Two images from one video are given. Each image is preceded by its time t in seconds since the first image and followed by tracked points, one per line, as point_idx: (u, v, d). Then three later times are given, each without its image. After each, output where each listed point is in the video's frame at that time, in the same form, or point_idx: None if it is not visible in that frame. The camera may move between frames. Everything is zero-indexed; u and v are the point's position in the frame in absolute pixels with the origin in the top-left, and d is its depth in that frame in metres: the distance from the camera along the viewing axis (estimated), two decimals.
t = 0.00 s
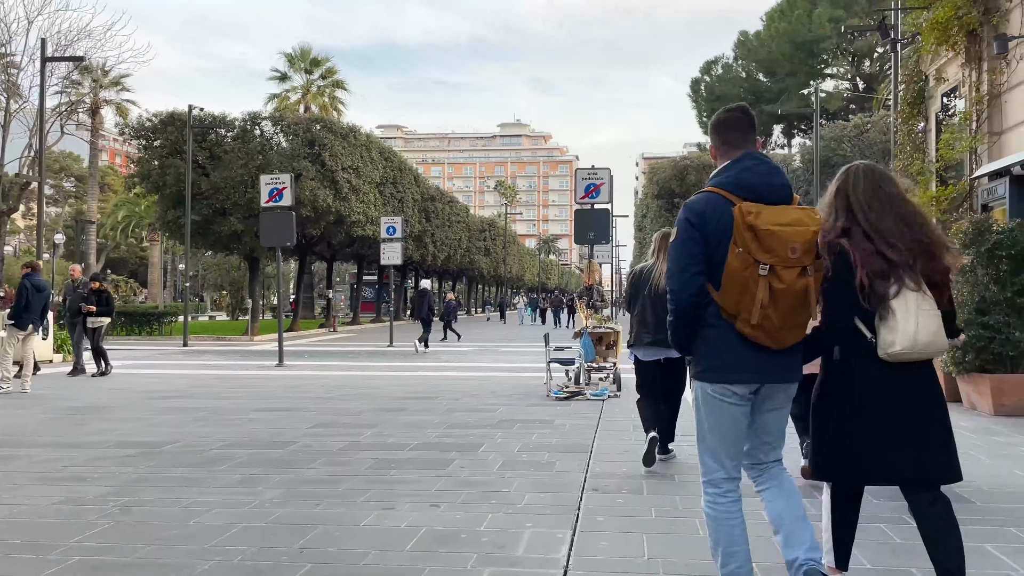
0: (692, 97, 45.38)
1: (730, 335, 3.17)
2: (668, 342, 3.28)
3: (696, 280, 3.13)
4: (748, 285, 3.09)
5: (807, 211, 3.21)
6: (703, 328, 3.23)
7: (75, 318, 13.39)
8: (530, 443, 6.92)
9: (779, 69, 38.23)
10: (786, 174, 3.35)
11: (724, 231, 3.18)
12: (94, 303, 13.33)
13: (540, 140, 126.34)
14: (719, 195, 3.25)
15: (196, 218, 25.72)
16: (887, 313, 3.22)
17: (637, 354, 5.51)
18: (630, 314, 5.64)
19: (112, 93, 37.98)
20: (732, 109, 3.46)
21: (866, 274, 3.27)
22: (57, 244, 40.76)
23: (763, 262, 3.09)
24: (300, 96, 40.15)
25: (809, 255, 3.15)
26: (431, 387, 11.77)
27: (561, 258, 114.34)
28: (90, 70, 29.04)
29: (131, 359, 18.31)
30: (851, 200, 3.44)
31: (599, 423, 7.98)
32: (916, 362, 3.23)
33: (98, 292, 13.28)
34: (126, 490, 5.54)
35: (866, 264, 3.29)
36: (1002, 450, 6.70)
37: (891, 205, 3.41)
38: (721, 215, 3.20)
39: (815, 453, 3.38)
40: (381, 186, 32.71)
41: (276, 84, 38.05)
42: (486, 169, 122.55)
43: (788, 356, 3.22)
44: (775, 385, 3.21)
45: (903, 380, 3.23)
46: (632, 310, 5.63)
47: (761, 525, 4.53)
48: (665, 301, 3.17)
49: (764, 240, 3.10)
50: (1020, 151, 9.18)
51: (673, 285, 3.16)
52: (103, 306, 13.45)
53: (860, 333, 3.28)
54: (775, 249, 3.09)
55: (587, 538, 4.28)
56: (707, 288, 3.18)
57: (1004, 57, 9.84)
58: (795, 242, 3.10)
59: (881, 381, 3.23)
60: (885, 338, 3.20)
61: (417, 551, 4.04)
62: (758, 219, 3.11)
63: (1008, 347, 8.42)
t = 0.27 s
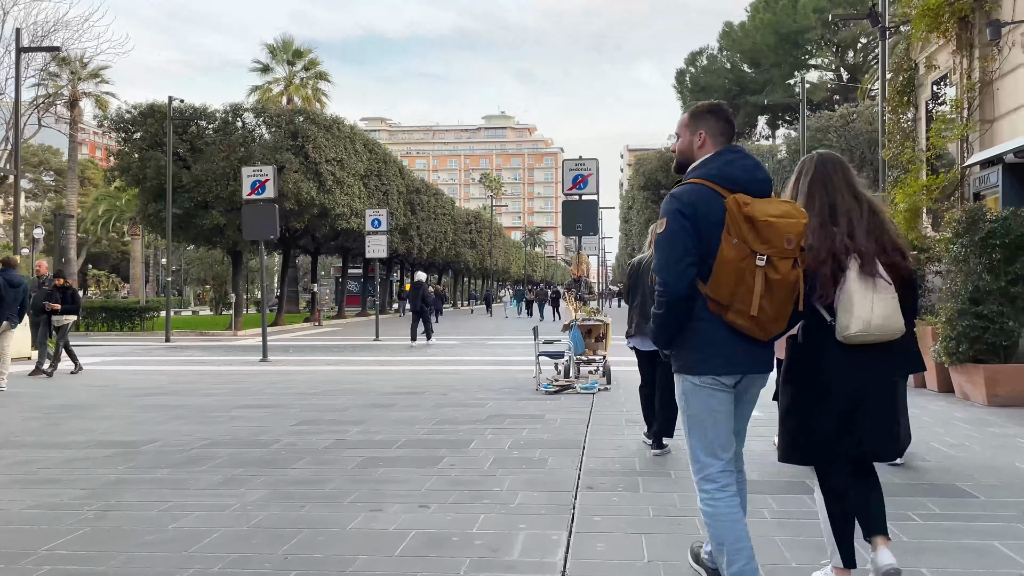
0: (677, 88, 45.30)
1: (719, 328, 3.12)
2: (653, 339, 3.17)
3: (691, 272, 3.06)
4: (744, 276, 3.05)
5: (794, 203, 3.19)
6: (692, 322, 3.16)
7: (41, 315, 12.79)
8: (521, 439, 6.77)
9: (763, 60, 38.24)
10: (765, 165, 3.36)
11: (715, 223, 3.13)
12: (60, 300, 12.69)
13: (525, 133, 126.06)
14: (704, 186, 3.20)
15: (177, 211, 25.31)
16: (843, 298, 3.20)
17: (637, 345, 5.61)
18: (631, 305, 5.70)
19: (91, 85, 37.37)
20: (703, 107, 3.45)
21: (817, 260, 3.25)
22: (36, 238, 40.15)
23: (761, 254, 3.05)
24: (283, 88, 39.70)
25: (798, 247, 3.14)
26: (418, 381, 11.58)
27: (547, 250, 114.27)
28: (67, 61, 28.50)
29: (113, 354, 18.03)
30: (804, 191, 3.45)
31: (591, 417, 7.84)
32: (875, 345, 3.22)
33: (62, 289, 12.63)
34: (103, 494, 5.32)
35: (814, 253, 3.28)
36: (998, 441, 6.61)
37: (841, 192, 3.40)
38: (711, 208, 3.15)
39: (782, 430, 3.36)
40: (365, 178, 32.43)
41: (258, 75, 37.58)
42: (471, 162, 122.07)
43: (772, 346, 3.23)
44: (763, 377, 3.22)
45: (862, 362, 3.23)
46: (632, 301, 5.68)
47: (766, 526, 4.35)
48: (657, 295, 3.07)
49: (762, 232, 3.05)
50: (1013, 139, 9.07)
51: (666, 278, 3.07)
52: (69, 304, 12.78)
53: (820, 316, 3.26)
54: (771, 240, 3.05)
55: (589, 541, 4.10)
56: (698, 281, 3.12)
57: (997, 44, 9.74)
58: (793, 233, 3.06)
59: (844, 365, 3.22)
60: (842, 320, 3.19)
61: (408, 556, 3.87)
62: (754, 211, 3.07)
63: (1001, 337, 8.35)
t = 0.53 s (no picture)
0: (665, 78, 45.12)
1: (707, 326, 3.07)
2: (639, 334, 3.09)
3: (683, 269, 3.00)
4: (734, 276, 3.01)
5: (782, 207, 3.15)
6: (679, 319, 3.10)
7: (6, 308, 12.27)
8: (515, 434, 6.63)
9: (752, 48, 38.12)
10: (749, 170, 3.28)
11: (708, 222, 3.07)
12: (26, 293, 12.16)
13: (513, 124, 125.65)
14: (697, 185, 3.13)
15: (162, 204, 24.94)
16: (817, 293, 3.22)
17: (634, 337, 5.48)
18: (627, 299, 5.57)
19: (73, 77, 36.84)
20: (692, 108, 3.38)
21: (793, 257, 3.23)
22: (20, 233, 39.66)
23: (753, 255, 3.01)
24: (268, 79, 39.25)
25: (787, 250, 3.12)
26: (409, 375, 11.42)
27: (537, 241, 114.11)
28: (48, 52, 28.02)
29: (99, 350, 17.79)
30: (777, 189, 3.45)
31: (585, 410, 7.70)
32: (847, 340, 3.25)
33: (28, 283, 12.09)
34: (83, 495, 5.13)
35: (790, 251, 3.28)
36: (999, 431, 6.53)
37: (812, 190, 3.40)
38: (704, 206, 3.09)
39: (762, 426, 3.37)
40: (353, 169, 32.13)
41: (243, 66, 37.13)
42: (459, 153, 121.56)
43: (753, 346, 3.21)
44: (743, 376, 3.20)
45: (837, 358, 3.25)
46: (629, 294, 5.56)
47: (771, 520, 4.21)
48: (648, 290, 3.00)
49: (755, 233, 3.02)
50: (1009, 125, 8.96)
51: (659, 272, 3.00)
52: (35, 298, 12.26)
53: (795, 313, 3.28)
54: (764, 242, 3.01)
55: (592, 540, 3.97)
56: (688, 279, 3.05)
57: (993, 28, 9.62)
58: (782, 237, 3.03)
59: (820, 360, 3.24)
60: (817, 316, 3.20)
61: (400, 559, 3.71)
62: (749, 212, 3.03)
63: (998, 325, 8.26)
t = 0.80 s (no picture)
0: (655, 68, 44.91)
1: (685, 304, 3.19)
2: (619, 311, 3.20)
3: (664, 250, 3.12)
4: (711, 257, 3.15)
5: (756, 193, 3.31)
6: (657, 297, 3.21)
7: None
8: (510, 428, 6.53)
9: (743, 38, 37.99)
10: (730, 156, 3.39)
11: (687, 204, 3.20)
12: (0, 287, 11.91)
13: (503, 117, 125.40)
14: (678, 170, 3.24)
15: (150, 198, 24.66)
16: (793, 276, 3.46)
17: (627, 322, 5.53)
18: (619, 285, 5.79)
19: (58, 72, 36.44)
20: (674, 96, 3.42)
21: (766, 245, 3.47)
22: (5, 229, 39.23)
23: (729, 236, 3.17)
24: (257, 72, 38.90)
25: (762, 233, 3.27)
26: (401, 368, 11.29)
27: (528, 234, 113.95)
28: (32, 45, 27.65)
29: (87, 346, 17.60)
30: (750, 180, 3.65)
31: (579, 402, 7.63)
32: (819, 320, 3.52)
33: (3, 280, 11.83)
34: (67, 495, 5.01)
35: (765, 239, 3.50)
36: (999, 420, 6.46)
37: (782, 179, 3.60)
38: (684, 190, 3.21)
39: (738, 402, 3.59)
40: (343, 162, 31.94)
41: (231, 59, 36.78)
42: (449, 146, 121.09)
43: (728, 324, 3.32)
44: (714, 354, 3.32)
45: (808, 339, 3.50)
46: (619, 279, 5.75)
47: (773, 513, 4.13)
48: (629, 269, 3.12)
49: (731, 215, 3.17)
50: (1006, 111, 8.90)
51: (638, 251, 3.12)
52: (9, 293, 12.02)
53: (771, 295, 3.53)
54: (740, 224, 3.18)
55: (592, 536, 3.86)
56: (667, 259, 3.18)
57: (989, 16, 9.52)
58: (758, 220, 3.21)
59: (798, 342, 3.50)
60: (791, 300, 3.44)
61: (393, 559, 3.60)
62: (725, 196, 3.18)
63: (995, 313, 8.19)
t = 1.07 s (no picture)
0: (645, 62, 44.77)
1: (649, 296, 3.21)
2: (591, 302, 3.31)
3: (623, 242, 3.16)
4: (669, 249, 3.13)
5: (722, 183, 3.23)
6: (623, 289, 3.26)
7: None
8: (504, 425, 6.38)
9: (733, 32, 37.90)
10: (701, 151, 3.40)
11: (648, 199, 3.22)
12: None
13: (493, 112, 125.10)
14: (641, 166, 3.26)
15: (135, 194, 24.35)
16: (762, 268, 3.39)
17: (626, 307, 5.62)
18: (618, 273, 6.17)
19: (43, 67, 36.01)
20: (651, 94, 3.46)
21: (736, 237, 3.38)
22: None
23: (685, 228, 3.12)
24: (244, 67, 38.55)
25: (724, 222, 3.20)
26: (392, 365, 11.12)
27: (519, 229, 113.79)
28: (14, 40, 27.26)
29: (72, 344, 17.35)
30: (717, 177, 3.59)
31: (573, 398, 7.49)
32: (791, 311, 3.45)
33: None
34: (44, 500, 4.82)
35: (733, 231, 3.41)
36: (1000, 413, 6.36)
37: (747, 173, 3.54)
38: (646, 184, 3.23)
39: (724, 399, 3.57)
40: (331, 157, 31.70)
41: (218, 53, 36.45)
42: (439, 141, 120.69)
43: (699, 317, 3.28)
44: (684, 346, 3.28)
45: (780, 329, 3.47)
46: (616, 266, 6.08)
47: (774, 513, 4.01)
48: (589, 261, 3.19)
49: (686, 207, 3.12)
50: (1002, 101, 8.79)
51: (598, 244, 3.19)
52: None
53: (743, 290, 3.49)
54: (694, 215, 3.12)
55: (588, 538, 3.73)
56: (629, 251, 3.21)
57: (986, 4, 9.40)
58: (716, 210, 3.13)
59: (769, 334, 3.47)
60: (762, 292, 3.37)
61: (383, 566, 3.45)
62: (682, 188, 3.14)
63: (992, 305, 8.08)
